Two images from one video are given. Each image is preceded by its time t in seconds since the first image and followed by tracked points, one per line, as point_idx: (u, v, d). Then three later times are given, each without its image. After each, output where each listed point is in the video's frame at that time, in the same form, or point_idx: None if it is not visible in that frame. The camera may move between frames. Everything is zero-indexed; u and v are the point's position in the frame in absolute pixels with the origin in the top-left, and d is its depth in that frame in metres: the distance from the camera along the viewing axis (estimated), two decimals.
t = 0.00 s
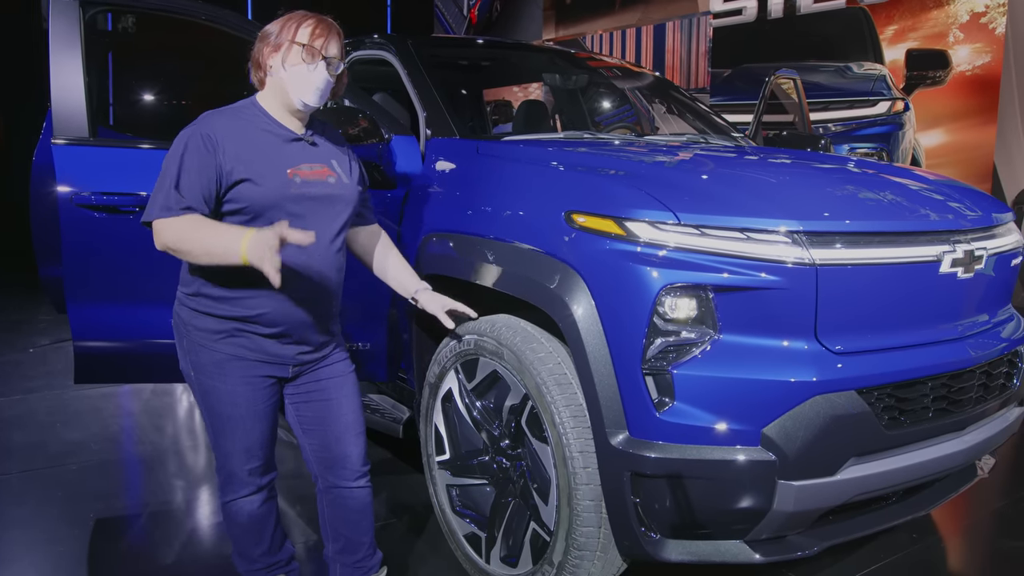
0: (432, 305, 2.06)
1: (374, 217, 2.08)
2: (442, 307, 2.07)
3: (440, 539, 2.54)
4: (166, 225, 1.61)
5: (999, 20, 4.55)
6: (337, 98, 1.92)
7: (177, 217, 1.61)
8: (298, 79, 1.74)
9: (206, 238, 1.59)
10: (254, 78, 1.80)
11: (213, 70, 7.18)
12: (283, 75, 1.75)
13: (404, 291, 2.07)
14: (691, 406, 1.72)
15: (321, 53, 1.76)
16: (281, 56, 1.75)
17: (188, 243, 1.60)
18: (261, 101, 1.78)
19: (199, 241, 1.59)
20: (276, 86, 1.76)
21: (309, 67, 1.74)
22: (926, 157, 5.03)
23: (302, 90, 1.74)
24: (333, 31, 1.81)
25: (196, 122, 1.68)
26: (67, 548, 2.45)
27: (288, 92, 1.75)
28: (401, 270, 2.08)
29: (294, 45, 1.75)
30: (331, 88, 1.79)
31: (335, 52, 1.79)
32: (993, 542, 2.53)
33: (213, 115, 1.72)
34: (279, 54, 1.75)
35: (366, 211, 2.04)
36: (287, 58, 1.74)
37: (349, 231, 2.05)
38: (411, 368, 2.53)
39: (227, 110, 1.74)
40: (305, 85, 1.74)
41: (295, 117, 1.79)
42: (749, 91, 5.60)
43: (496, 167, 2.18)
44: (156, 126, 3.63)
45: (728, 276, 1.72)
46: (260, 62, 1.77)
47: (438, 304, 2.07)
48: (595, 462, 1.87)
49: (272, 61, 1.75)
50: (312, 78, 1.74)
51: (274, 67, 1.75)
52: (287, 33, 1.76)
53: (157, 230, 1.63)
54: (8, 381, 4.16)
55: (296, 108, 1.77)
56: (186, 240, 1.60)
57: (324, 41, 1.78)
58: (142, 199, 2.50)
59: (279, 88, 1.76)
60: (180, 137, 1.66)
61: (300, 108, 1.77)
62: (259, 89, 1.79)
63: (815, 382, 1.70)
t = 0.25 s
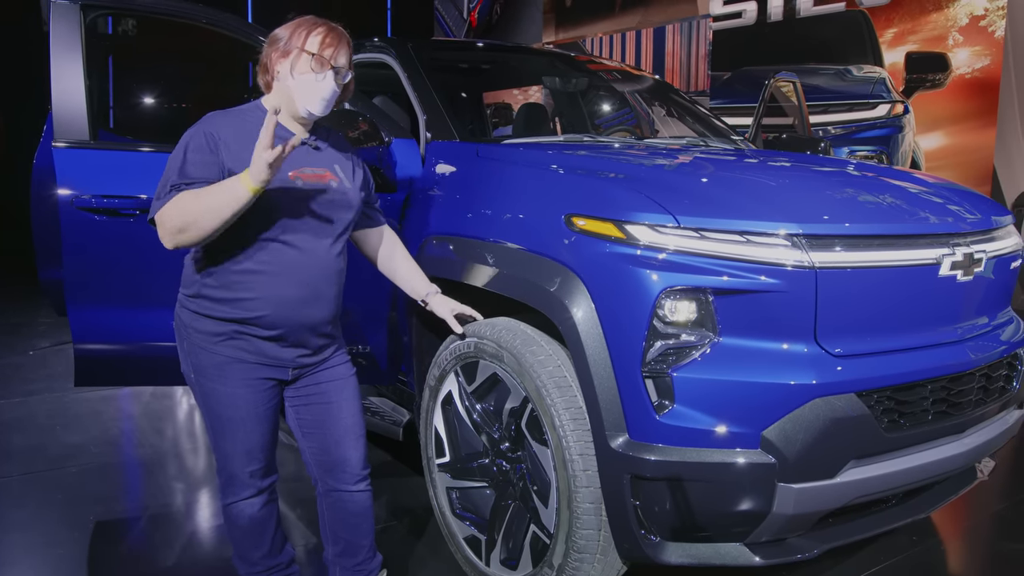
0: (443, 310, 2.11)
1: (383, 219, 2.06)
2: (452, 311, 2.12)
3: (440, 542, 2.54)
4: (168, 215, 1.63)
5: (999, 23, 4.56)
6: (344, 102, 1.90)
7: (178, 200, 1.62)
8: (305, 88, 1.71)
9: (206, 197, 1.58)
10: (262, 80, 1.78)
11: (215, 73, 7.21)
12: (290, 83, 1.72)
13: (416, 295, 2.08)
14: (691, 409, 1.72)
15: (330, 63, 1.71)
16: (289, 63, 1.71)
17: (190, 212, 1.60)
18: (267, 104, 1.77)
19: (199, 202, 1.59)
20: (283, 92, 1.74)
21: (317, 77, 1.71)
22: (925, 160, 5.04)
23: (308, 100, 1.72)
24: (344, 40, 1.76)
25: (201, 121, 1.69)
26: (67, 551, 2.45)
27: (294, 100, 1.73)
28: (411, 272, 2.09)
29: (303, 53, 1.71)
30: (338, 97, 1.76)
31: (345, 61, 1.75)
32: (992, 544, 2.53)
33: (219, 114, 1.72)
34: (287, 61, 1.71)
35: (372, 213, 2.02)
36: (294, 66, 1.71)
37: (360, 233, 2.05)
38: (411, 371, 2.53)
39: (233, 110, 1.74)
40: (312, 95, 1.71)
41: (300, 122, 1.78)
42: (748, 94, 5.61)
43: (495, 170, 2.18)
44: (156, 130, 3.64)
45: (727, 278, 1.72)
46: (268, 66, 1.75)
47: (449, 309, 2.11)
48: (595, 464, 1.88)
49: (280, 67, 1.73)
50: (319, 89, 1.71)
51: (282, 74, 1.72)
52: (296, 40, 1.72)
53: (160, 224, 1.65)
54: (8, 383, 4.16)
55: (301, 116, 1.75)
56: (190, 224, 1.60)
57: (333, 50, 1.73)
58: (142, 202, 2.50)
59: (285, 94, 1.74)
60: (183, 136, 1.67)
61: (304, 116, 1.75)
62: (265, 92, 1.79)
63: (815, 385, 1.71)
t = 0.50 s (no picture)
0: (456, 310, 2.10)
1: (393, 222, 2.08)
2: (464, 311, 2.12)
3: (444, 542, 2.54)
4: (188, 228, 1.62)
5: (1001, 22, 4.54)
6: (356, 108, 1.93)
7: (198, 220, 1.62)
8: (319, 93, 1.74)
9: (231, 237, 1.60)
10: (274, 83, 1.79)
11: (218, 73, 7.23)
12: (304, 87, 1.74)
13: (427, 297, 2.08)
14: (695, 409, 1.72)
15: (345, 70, 1.75)
16: (306, 68, 1.74)
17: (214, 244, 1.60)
18: (280, 107, 1.78)
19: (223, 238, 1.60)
20: (297, 96, 1.76)
21: (332, 83, 1.74)
22: (929, 159, 5.02)
23: (322, 106, 1.74)
24: (359, 48, 1.79)
25: (216, 125, 1.68)
26: (71, 550, 2.45)
27: (308, 105, 1.75)
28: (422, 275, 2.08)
29: (320, 59, 1.74)
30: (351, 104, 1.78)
31: (359, 68, 1.78)
32: (997, 544, 2.53)
33: (233, 118, 1.72)
34: (303, 66, 1.74)
35: (381, 215, 2.05)
36: (310, 71, 1.74)
37: (370, 237, 2.06)
38: (414, 371, 2.53)
39: (248, 113, 1.74)
40: (326, 100, 1.74)
41: (313, 127, 1.79)
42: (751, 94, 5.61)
43: (498, 170, 2.18)
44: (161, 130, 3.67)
45: (731, 278, 1.72)
46: (284, 69, 1.77)
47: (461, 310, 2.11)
48: (599, 464, 1.87)
49: (295, 71, 1.75)
50: (333, 95, 1.74)
51: (297, 78, 1.75)
52: (313, 45, 1.75)
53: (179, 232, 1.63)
54: (12, 383, 4.17)
55: (314, 121, 1.76)
56: (212, 242, 1.60)
57: (349, 57, 1.76)
58: (146, 202, 2.51)
59: (299, 98, 1.75)
60: (200, 139, 1.65)
61: (317, 122, 1.76)
62: (279, 94, 1.79)
63: (818, 384, 1.70)
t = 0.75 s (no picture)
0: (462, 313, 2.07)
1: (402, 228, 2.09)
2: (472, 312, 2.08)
3: (450, 546, 2.54)
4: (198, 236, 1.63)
5: (1006, 25, 4.47)
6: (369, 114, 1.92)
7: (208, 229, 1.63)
8: (333, 97, 1.73)
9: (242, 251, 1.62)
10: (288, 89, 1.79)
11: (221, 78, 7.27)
12: (318, 92, 1.74)
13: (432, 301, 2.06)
14: (699, 413, 1.72)
15: (358, 74, 1.73)
16: (319, 73, 1.73)
17: (223, 255, 1.62)
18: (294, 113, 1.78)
19: (233, 251, 1.62)
20: (310, 101, 1.75)
21: (345, 88, 1.73)
22: (933, 163, 4.95)
23: (336, 110, 1.73)
24: (372, 52, 1.77)
25: (229, 131, 1.70)
26: (75, 555, 2.45)
27: (323, 110, 1.74)
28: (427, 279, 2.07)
29: (332, 64, 1.73)
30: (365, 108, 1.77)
31: (372, 72, 1.77)
32: (1003, 549, 2.52)
33: (245, 124, 1.73)
34: (316, 71, 1.73)
35: (392, 221, 2.05)
36: (323, 76, 1.73)
37: (378, 241, 2.07)
38: (419, 375, 2.53)
39: (261, 120, 1.75)
40: (340, 105, 1.73)
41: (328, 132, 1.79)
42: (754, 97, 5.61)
43: (502, 174, 2.18)
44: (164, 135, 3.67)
45: (735, 282, 1.71)
46: (298, 73, 1.76)
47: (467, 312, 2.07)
48: (604, 469, 1.87)
49: (308, 76, 1.74)
50: (347, 100, 1.73)
51: (310, 84, 1.74)
52: (326, 50, 1.74)
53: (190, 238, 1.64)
54: (17, 387, 4.18)
55: (329, 126, 1.76)
56: (222, 253, 1.62)
57: (362, 61, 1.75)
58: (151, 207, 2.51)
59: (313, 104, 1.75)
60: (213, 145, 1.67)
61: (332, 126, 1.76)
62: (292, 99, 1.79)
63: (823, 389, 1.70)
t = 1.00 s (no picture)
0: (469, 319, 2.07)
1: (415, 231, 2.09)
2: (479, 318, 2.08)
3: (455, 552, 2.54)
4: (208, 244, 1.66)
5: (1011, 30, 4.40)
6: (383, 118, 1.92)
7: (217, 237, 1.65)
8: (348, 104, 1.73)
9: (253, 262, 1.65)
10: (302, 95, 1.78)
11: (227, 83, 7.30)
12: (333, 99, 1.74)
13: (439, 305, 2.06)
14: (705, 420, 1.71)
15: (373, 80, 1.74)
16: (334, 80, 1.73)
17: (234, 262, 1.65)
18: (309, 120, 1.78)
19: (245, 260, 1.65)
20: (325, 108, 1.75)
21: (359, 94, 1.73)
22: (939, 167, 4.91)
23: (352, 116, 1.73)
24: (385, 57, 1.77)
25: (242, 137, 1.70)
26: (80, 560, 2.45)
27: (338, 116, 1.74)
28: (437, 284, 2.07)
29: (347, 70, 1.73)
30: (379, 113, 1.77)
31: (386, 78, 1.77)
32: (1011, 556, 2.50)
33: (258, 129, 1.74)
34: (331, 77, 1.73)
35: (406, 226, 2.05)
36: (338, 82, 1.73)
37: (391, 245, 2.07)
38: (425, 380, 2.53)
39: (274, 125, 1.76)
40: (356, 111, 1.73)
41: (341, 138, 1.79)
42: (759, 102, 5.61)
43: (507, 180, 2.19)
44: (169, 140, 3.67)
45: (741, 288, 1.71)
46: (311, 80, 1.76)
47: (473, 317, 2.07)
48: (610, 475, 1.87)
49: (323, 83, 1.74)
50: (363, 106, 1.73)
51: (325, 90, 1.74)
52: (340, 56, 1.74)
53: (201, 245, 1.66)
54: (24, 392, 4.19)
55: (344, 132, 1.76)
56: (232, 262, 1.65)
57: (376, 67, 1.75)
58: (157, 212, 2.52)
59: (328, 110, 1.75)
60: (226, 152, 1.67)
61: (346, 132, 1.76)
62: (307, 105, 1.79)
63: (830, 396, 1.69)
